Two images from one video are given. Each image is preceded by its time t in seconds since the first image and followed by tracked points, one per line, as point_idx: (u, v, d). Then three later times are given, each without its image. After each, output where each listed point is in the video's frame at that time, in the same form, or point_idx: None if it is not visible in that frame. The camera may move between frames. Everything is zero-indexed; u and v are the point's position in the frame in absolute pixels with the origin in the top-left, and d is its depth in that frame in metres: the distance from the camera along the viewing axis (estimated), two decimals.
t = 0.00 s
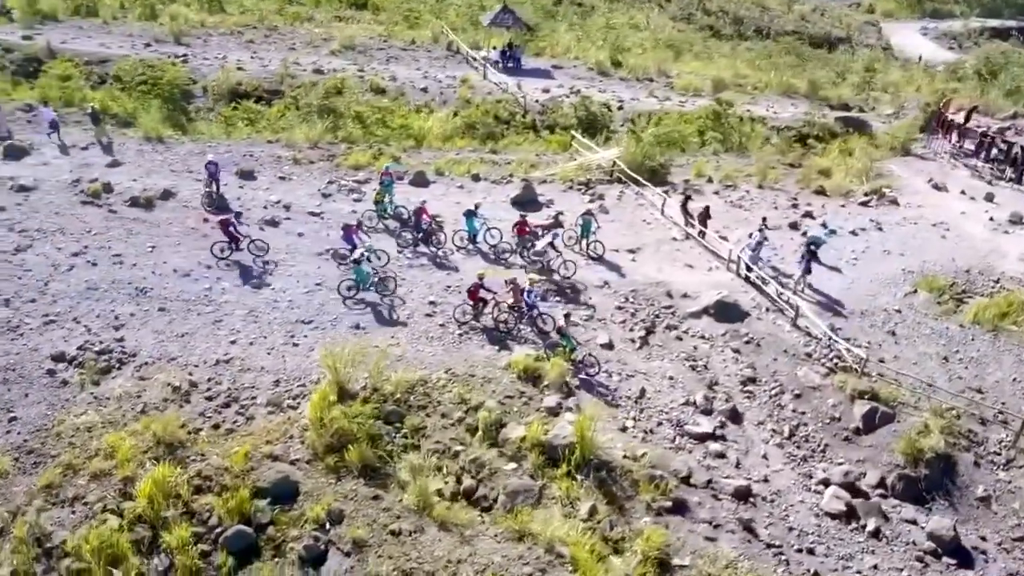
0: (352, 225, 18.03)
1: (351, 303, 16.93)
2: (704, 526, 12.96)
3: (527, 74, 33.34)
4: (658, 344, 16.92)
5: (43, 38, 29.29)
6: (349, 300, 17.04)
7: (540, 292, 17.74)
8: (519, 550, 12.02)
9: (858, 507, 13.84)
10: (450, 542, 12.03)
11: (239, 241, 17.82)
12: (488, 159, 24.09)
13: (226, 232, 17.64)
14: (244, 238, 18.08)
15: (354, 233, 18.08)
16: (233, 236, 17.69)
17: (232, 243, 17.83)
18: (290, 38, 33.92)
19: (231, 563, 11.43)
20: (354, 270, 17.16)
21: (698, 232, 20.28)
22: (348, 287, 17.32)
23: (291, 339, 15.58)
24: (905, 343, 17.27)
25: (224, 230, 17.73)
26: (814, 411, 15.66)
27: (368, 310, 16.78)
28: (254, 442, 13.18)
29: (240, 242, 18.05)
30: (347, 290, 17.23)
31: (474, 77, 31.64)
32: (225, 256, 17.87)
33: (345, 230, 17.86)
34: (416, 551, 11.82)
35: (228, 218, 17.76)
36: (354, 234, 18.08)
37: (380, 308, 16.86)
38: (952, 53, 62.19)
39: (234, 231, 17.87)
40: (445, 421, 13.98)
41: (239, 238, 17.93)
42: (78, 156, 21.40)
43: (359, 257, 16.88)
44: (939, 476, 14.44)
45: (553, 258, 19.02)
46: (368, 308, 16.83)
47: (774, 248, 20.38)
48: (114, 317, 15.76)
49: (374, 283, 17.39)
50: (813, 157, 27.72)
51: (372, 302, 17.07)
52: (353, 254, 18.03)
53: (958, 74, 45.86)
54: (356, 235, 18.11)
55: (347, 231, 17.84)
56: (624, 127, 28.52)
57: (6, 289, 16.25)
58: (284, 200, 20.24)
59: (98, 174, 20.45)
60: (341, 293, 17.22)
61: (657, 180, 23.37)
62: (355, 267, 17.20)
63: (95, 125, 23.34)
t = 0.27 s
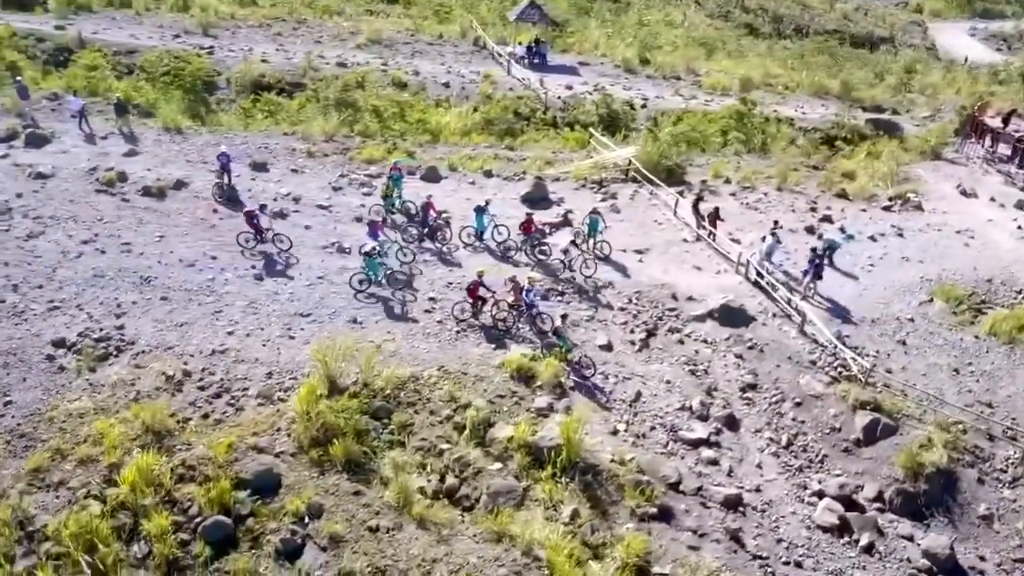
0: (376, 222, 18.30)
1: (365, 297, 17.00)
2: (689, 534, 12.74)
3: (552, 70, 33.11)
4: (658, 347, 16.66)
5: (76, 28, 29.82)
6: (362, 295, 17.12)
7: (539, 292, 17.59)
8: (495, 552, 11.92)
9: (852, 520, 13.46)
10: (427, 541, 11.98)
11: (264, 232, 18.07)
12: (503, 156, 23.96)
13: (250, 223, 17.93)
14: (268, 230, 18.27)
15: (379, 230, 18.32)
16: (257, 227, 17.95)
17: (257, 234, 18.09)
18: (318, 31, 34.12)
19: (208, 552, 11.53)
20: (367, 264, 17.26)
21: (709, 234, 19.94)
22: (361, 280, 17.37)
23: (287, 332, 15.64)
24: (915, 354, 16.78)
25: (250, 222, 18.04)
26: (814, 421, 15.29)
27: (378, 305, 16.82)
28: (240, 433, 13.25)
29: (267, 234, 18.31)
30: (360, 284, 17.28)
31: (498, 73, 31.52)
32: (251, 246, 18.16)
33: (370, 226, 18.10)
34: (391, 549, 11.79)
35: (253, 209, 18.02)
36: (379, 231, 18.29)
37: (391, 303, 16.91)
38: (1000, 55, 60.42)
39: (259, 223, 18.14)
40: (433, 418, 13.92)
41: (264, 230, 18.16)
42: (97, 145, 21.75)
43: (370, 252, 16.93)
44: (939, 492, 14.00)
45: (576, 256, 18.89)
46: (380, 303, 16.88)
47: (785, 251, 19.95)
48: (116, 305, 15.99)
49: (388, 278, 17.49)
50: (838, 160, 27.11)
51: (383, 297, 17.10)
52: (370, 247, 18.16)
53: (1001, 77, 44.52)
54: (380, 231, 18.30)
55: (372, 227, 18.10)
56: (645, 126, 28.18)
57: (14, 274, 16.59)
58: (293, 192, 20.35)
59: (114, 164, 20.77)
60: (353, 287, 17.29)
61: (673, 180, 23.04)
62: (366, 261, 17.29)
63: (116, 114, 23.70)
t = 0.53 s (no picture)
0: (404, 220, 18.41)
1: (379, 292, 17.01)
2: (673, 544, 12.51)
3: (578, 68, 32.81)
4: (659, 351, 16.41)
5: (107, 20, 30.30)
6: (377, 289, 17.13)
7: (539, 291, 17.41)
8: (473, 554, 11.83)
9: (846, 536, 13.09)
10: (405, 540, 11.93)
11: (289, 227, 18.17)
12: (518, 154, 23.82)
13: (276, 217, 18.05)
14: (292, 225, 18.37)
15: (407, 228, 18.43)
16: (282, 221, 18.06)
17: (282, 228, 18.19)
18: (346, 26, 34.24)
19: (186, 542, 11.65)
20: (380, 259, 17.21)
21: (720, 237, 19.58)
22: (375, 275, 17.35)
23: (284, 325, 15.71)
24: (925, 366, 16.29)
25: (275, 216, 18.15)
26: (815, 432, 14.92)
27: (391, 300, 16.84)
28: (229, 425, 13.33)
29: (291, 229, 18.41)
30: (373, 279, 17.25)
31: (522, 69, 31.33)
32: (275, 240, 18.25)
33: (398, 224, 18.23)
34: (368, 547, 11.76)
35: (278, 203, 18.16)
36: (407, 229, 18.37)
37: (403, 299, 16.89)
38: None
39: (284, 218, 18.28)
40: (422, 416, 13.88)
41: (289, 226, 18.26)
42: (117, 135, 22.08)
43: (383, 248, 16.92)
44: (940, 510, 13.56)
45: (597, 256, 18.75)
46: (392, 298, 16.88)
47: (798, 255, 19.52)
48: (120, 294, 16.20)
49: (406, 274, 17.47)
50: (865, 164, 26.46)
51: (396, 292, 17.10)
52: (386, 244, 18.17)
53: None
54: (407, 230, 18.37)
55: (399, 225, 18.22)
56: (667, 125, 27.80)
57: (25, 260, 16.91)
58: (304, 186, 20.44)
59: (131, 154, 21.07)
60: (367, 281, 17.27)
61: (689, 182, 22.69)
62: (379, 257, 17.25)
63: (139, 105, 24.03)
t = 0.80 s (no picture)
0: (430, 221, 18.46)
1: (390, 290, 17.04)
2: (655, 554, 12.29)
3: (604, 66, 32.49)
4: (659, 356, 16.16)
5: (138, 12, 30.74)
6: (389, 286, 17.17)
7: (540, 292, 17.25)
8: (449, 557, 11.75)
9: (837, 552, 12.71)
10: (382, 540, 11.88)
11: (312, 225, 18.21)
12: (534, 152, 23.64)
13: (299, 214, 18.08)
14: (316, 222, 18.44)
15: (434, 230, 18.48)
16: (305, 218, 18.10)
17: (305, 225, 18.22)
18: (374, 21, 34.34)
19: (163, 534, 11.74)
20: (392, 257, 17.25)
21: (731, 242, 19.20)
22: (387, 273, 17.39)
23: (282, 319, 15.75)
24: (934, 380, 15.81)
25: (298, 213, 18.18)
26: (813, 444, 14.55)
27: (403, 297, 16.89)
28: (217, 417, 13.40)
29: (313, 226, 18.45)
30: (386, 276, 17.31)
31: (546, 67, 31.11)
32: (298, 237, 18.29)
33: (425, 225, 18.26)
34: (345, 545, 11.73)
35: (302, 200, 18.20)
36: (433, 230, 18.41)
37: (414, 296, 16.90)
38: None
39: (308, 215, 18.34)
40: (410, 415, 13.82)
41: (311, 222, 18.29)
42: (136, 127, 22.37)
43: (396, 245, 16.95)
44: (937, 529, 13.12)
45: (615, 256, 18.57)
46: (403, 296, 16.92)
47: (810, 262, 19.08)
48: (124, 284, 16.40)
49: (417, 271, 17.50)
50: (891, 170, 25.80)
51: (408, 290, 17.14)
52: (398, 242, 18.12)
53: None
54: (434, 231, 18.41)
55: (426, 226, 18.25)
56: (689, 126, 27.40)
57: (35, 249, 17.21)
58: (315, 181, 20.52)
59: (148, 146, 21.34)
60: (379, 278, 17.33)
61: (705, 185, 22.31)
62: (391, 254, 17.27)
63: (160, 96, 24.31)
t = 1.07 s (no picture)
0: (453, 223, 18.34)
1: (397, 288, 17.02)
2: (634, 564, 12.05)
3: (627, 65, 32.13)
4: (656, 361, 15.89)
5: (165, 5, 31.12)
6: (395, 284, 17.16)
7: (537, 294, 17.09)
8: (423, 559, 11.65)
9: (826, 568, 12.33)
10: (357, 539, 11.82)
11: (333, 223, 18.20)
12: (547, 151, 23.42)
13: (322, 213, 18.07)
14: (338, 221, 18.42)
15: (457, 232, 18.35)
16: (327, 216, 18.08)
17: (326, 224, 18.20)
18: (398, 16, 34.34)
19: (142, 526, 11.80)
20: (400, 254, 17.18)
21: (739, 246, 18.81)
22: (395, 271, 17.41)
23: (278, 314, 15.77)
24: (940, 394, 15.32)
25: (319, 212, 18.16)
26: (809, 456, 14.17)
27: (408, 295, 16.85)
28: (204, 411, 13.45)
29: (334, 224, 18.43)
30: (393, 274, 17.34)
31: (568, 65, 30.86)
32: (320, 236, 18.27)
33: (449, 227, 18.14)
34: (319, 543, 11.70)
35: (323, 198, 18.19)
36: (456, 232, 18.28)
37: (420, 294, 16.88)
38: None
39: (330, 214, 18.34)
40: (396, 414, 13.75)
41: (332, 221, 18.29)
42: (152, 119, 22.61)
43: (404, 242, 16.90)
44: (932, 549, 12.71)
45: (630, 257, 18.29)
46: (409, 294, 16.87)
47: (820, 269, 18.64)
48: (125, 275, 16.56)
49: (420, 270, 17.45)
50: (915, 176, 25.13)
51: (413, 288, 17.11)
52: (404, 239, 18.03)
53: None
54: (457, 233, 18.28)
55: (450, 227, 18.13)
56: (709, 128, 26.98)
57: (42, 238, 17.46)
58: (323, 176, 20.54)
59: (161, 138, 21.55)
60: (386, 275, 17.34)
61: (719, 188, 21.92)
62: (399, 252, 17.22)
63: (178, 89, 24.56)
